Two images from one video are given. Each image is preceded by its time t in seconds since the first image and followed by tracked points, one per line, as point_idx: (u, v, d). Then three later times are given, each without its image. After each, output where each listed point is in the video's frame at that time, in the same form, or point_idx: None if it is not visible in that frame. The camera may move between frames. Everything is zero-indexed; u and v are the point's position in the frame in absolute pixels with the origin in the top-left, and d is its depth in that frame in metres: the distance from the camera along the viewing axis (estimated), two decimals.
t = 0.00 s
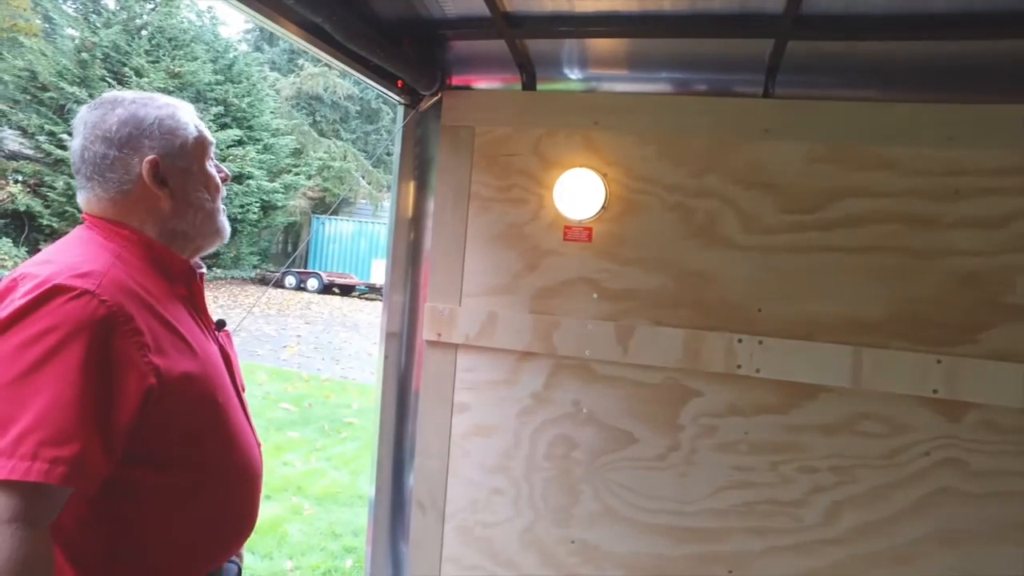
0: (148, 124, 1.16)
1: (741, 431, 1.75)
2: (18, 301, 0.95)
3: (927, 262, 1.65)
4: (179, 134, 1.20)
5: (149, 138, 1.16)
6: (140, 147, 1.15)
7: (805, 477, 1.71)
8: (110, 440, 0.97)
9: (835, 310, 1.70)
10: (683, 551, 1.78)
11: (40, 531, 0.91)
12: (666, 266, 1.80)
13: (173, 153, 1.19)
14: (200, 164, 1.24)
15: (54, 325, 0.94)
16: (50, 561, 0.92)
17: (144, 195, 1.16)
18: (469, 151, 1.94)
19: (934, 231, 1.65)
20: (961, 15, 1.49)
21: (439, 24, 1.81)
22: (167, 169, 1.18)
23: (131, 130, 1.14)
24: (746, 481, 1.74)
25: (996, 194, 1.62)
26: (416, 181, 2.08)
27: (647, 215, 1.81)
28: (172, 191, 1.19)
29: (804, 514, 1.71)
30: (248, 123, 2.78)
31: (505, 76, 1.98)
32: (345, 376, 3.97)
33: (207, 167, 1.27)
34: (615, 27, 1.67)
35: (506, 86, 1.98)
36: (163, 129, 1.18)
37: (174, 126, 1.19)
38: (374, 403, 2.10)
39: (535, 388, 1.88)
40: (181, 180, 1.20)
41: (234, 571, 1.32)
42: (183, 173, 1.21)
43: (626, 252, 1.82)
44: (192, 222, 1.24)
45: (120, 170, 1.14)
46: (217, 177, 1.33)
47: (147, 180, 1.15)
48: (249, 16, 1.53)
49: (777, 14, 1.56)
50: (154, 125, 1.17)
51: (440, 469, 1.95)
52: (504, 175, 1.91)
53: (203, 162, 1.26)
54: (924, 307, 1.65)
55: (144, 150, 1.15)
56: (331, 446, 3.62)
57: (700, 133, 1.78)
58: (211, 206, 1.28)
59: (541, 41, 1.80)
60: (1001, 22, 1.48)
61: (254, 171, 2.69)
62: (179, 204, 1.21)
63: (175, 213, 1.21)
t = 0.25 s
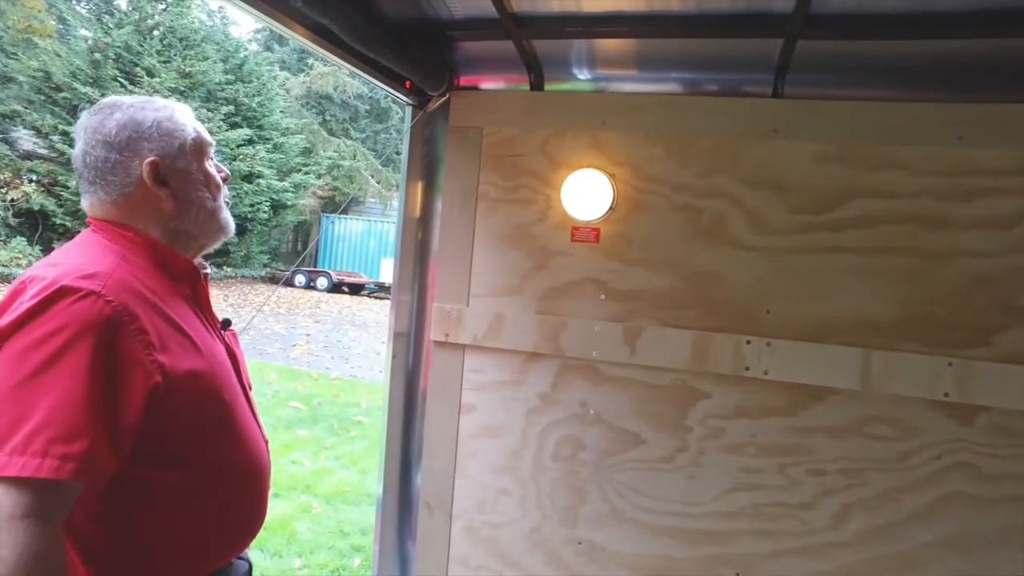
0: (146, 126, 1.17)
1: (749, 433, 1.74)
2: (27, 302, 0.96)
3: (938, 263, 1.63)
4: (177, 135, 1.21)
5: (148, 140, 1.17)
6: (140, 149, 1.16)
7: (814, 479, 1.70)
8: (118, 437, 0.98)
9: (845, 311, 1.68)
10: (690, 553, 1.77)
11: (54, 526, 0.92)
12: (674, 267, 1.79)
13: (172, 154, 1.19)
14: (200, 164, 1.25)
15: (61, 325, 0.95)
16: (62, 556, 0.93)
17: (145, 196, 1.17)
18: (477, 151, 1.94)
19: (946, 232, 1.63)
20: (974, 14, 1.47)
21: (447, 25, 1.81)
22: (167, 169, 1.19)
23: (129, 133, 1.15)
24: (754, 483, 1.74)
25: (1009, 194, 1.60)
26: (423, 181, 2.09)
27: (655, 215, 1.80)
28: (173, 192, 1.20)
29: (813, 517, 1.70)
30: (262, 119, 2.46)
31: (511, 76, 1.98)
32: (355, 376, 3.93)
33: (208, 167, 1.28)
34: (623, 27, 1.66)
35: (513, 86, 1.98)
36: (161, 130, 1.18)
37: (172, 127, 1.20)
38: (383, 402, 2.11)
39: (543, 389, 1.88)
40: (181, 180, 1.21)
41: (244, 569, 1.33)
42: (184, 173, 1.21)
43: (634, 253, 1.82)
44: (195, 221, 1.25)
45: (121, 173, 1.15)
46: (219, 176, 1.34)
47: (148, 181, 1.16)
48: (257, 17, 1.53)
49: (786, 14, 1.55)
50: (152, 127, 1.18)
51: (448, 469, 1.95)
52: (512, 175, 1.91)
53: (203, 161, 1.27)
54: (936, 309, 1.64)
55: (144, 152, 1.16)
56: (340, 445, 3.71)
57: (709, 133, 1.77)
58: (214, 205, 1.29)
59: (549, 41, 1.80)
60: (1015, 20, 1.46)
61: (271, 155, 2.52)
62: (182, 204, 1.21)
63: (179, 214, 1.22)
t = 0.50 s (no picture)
0: (150, 131, 1.18)
1: (755, 435, 1.73)
2: (29, 304, 0.97)
3: (946, 265, 1.62)
4: (179, 140, 1.21)
5: (151, 145, 1.17)
6: (143, 153, 1.17)
7: (820, 482, 1.70)
8: (121, 438, 0.98)
9: (851, 314, 1.68)
10: (696, 555, 1.77)
11: (56, 525, 0.92)
12: (680, 269, 1.79)
13: (175, 158, 1.20)
14: (202, 170, 1.26)
15: (62, 327, 0.95)
16: (64, 555, 0.93)
17: (146, 201, 1.18)
18: (483, 153, 1.94)
19: (954, 234, 1.62)
20: (983, 15, 1.46)
21: (452, 27, 1.82)
22: (169, 174, 1.19)
23: (134, 137, 1.16)
24: (760, 486, 1.73)
25: (1018, 196, 1.59)
26: (429, 183, 2.09)
27: (661, 217, 1.80)
28: (174, 196, 1.20)
29: (819, 520, 1.70)
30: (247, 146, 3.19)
31: (517, 78, 1.98)
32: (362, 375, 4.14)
33: (210, 173, 1.28)
34: (629, 29, 1.66)
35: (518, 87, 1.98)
36: (164, 135, 1.19)
37: (175, 131, 1.21)
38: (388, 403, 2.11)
39: (548, 391, 1.88)
40: (183, 185, 1.21)
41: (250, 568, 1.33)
42: (185, 178, 1.22)
43: (640, 255, 1.81)
44: (196, 226, 1.25)
45: (124, 176, 1.16)
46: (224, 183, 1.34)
47: (149, 186, 1.17)
48: (263, 21, 1.55)
49: (792, 15, 1.54)
50: (155, 131, 1.19)
51: (453, 470, 1.96)
52: (518, 177, 1.91)
53: (205, 168, 1.27)
54: (944, 311, 1.63)
55: (146, 155, 1.17)
56: (346, 445, 3.63)
57: (714, 135, 1.76)
58: (215, 211, 1.29)
59: (554, 43, 1.80)
60: None
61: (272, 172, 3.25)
62: (182, 208, 1.22)
63: (178, 219, 1.22)
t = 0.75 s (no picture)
0: (141, 134, 1.21)
1: (759, 437, 1.73)
2: (24, 304, 0.98)
3: (953, 267, 1.62)
4: (162, 142, 1.20)
5: (137, 147, 1.20)
6: (131, 154, 1.21)
7: (825, 484, 1.69)
8: (107, 441, 0.99)
9: (857, 316, 1.67)
10: (700, 557, 1.77)
11: (41, 524, 0.93)
12: (685, 270, 1.78)
13: (152, 164, 1.19)
14: (180, 180, 1.20)
15: (54, 328, 0.96)
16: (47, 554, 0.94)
17: (127, 200, 1.21)
18: (488, 154, 1.94)
19: (960, 235, 1.61)
20: (990, 15, 1.45)
21: (457, 29, 1.82)
22: (146, 178, 1.20)
23: (129, 137, 1.22)
24: (764, 488, 1.73)
25: None
26: (434, 184, 2.10)
27: (665, 218, 1.80)
28: (144, 201, 1.20)
29: (824, 523, 1.69)
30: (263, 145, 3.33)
31: (521, 80, 1.98)
32: (368, 375, 4.20)
33: (186, 188, 1.21)
34: (633, 30, 1.66)
35: (525, 89, 1.97)
36: (152, 140, 1.20)
37: (160, 133, 1.20)
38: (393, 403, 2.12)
39: (553, 392, 1.88)
40: (156, 193, 1.19)
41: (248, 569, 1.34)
42: (159, 187, 1.19)
43: (644, 256, 1.81)
44: (156, 239, 1.20)
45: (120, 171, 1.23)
46: (219, 205, 1.25)
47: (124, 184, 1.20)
48: (270, 24, 1.55)
49: (797, 16, 1.54)
50: (146, 135, 1.21)
51: (457, 471, 1.96)
52: (522, 178, 1.91)
53: (183, 180, 1.21)
54: (950, 314, 1.62)
55: (134, 154, 1.20)
56: (352, 445, 3.67)
57: (719, 136, 1.76)
58: (190, 232, 1.21)
59: (560, 44, 1.80)
60: None
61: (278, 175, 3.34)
62: (150, 216, 1.20)
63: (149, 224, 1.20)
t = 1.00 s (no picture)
0: (155, 136, 1.22)
1: (763, 439, 1.72)
2: (18, 305, 0.99)
3: (959, 268, 1.61)
4: (173, 146, 1.19)
5: (149, 150, 1.21)
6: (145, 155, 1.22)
7: (830, 487, 1.68)
8: (86, 447, 0.99)
9: (863, 318, 1.66)
10: (705, 559, 1.76)
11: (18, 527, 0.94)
12: (689, 271, 1.78)
13: (159, 170, 1.19)
14: (184, 187, 1.19)
15: (42, 332, 0.96)
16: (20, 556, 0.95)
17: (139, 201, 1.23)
18: (492, 155, 1.94)
19: (967, 236, 1.60)
20: (996, 14, 1.44)
21: (461, 30, 1.82)
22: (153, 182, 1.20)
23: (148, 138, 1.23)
24: (768, 490, 1.72)
25: None
26: (438, 184, 2.10)
27: (669, 219, 1.79)
28: (150, 205, 1.21)
29: (829, 525, 1.68)
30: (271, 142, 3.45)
31: (525, 80, 1.98)
32: (373, 376, 4.23)
33: (188, 197, 1.19)
34: (637, 31, 1.66)
35: (530, 89, 1.98)
36: (162, 145, 1.20)
37: (172, 137, 1.20)
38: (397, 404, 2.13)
39: (556, 393, 1.88)
40: (160, 198, 1.19)
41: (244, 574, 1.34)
42: (162, 193, 1.19)
43: (648, 256, 1.81)
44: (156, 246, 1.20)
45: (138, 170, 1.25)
46: (221, 218, 1.23)
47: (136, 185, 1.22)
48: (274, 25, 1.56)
49: (801, 16, 1.53)
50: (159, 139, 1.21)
51: (460, 472, 1.96)
52: (526, 179, 1.91)
53: (186, 189, 1.19)
54: (957, 315, 1.61)
55: (147, 154, 1.21)
56: (356, 446, 3.68)
57: (723, 137, 1.76)
58: (189, 243, 1.19)
59: (564, 45, 1.80)
60: None
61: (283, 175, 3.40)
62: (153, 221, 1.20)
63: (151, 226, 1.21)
